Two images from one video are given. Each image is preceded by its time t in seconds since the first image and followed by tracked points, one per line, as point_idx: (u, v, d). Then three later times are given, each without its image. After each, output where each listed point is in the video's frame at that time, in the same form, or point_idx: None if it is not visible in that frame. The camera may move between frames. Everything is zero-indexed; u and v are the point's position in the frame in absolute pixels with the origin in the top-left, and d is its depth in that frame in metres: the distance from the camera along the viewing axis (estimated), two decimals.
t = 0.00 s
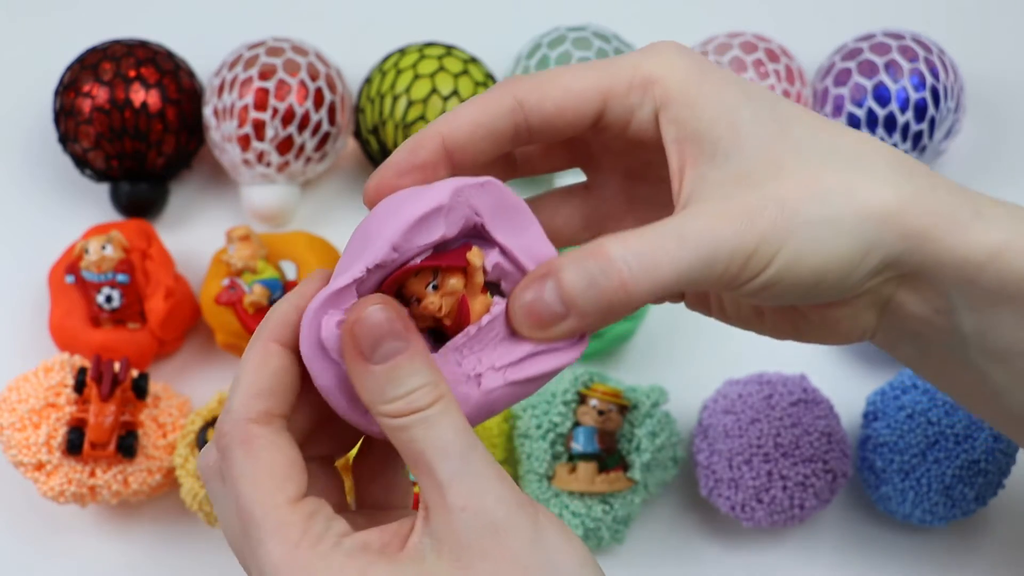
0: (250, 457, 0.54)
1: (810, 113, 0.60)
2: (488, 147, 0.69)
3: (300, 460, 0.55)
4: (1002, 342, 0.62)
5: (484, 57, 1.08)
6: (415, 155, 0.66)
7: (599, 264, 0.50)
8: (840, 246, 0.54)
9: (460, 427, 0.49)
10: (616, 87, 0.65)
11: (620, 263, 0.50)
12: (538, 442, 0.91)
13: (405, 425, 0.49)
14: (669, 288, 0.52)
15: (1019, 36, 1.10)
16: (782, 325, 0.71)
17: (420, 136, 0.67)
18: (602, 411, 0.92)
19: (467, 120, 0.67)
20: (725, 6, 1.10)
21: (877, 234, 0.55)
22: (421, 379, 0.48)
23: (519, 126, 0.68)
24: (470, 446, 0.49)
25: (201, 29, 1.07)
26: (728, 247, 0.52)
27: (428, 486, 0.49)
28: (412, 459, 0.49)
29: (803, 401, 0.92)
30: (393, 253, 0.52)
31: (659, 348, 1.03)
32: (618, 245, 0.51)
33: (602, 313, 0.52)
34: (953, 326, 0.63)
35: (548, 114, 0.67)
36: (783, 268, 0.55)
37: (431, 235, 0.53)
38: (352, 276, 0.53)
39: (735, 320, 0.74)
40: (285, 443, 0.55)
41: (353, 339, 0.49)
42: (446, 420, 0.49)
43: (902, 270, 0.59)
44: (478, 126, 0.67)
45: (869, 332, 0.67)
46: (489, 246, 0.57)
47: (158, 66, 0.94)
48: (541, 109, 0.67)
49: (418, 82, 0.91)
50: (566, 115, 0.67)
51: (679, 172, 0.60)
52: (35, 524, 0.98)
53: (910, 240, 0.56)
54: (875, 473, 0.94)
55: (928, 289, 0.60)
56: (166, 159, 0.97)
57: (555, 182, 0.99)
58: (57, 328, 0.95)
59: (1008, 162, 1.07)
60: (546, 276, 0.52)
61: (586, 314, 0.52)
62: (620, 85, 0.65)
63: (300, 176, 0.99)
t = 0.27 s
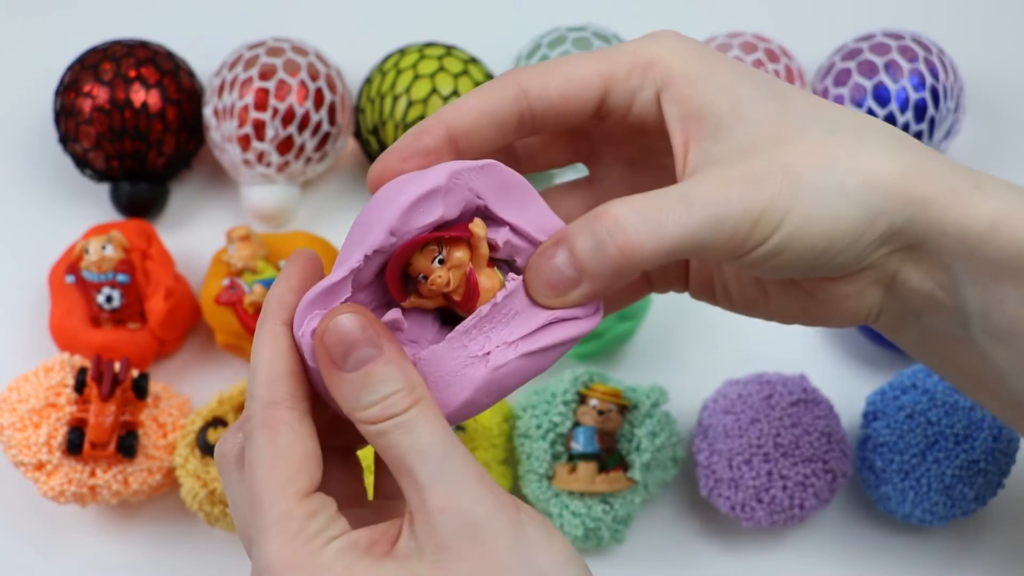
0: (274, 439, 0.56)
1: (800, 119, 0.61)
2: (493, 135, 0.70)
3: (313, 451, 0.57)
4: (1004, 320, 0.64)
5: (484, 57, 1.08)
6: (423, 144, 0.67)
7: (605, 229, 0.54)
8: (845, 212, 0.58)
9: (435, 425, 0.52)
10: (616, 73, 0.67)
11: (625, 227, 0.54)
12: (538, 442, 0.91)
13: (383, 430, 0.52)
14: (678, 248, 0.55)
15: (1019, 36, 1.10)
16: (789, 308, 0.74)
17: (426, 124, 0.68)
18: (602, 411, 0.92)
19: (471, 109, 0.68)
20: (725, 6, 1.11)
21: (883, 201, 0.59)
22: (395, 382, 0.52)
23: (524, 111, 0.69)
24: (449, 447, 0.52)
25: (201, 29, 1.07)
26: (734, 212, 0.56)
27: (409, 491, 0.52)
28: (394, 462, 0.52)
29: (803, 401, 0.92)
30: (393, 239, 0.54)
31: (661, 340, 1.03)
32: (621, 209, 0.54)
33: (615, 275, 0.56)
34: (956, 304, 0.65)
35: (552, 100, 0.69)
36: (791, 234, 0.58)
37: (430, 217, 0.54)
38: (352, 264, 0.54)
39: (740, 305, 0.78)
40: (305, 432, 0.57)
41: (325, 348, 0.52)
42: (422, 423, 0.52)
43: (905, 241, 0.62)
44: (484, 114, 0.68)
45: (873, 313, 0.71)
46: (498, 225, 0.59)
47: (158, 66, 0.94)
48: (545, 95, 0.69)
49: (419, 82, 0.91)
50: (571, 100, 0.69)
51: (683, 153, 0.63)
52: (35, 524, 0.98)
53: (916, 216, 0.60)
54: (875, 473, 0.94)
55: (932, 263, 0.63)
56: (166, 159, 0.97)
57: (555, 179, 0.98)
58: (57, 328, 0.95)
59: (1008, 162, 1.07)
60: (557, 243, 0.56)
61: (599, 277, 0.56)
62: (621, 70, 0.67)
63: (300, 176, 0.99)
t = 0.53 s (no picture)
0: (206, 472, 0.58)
1: (807, 110, 0.60)
2: (488, 127, 0.70)
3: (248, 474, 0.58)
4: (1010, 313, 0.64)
5: (484, 57, 1.08)
6: (418, 133, 0.68)
7: (626, 219, 0.52)
8: (858, 198, 0.57)
9: (458, 417, 0.49)
10: (612, 70, 0.67)
11: (651, 216, 0.52)
12: (538, 442, 0.91)
13: (403, 419, 0.48)
14: (700, 240, 0.53)
15: (1018, 36, 1.10)
16: (798, 304, 0.71)
17: (421, 115, 0.68)
18: (602, 411, 0.92)
19: (462, 98, 0.69)
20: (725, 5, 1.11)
21: (894, 191, 0.58)
22: (416, 370, 0.48)
23: (517, 104, 0.70)
24: (469, 439, 0.49)
25: (201, 29, 1.07)
26: (757, 202, 0.54)
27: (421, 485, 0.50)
28: (410, 452, 0.49)
29: (803, 401, 0.92)
30: (397, 228, 0.53)
31: (661, 337, 1.03)
32: (641, 200, 0.53)
33: (632, 271, 0.52)
34: (963, 296, 0.65)
35: (543, 90, 0.69)
36: (819, 224, 0.57)
37: (433, 209, 0.54)
38: (358, 251, 0.53)
39: (748, 304, 0.75)
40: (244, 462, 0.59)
41: (346, 329, 0.49)
42: (445, 415, 0.48)
43: (916, 228, 0.62)
44: (478, 106, 0.69)
45: (881, 304, 0.70)
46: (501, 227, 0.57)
47: (158, 66, 0.94)
48: (535, 85, 0.69)
49: (419, 82, 0.91)
50: (561, 93, 0.69)
51: (691, 147, 0.62)
52: (34, 524, 0.98)
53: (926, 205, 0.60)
54: (875, 473, 0.94)
55: (942, 255, 0.63)
56: (166, 159, 0.97)
57: (556, 185, 0.99)
58: (57, 328, 0.95)
59: (1008, 162, 1.07)
60: (569, 237, 0.52)
61: (617, 274, 0.52)
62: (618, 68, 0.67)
63: (300, 176, 0.99)
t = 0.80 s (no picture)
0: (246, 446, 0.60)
1: (799, 126, 0.61)
2: (490, 123, 0.70)
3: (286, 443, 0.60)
4: (995, 353, 0.64)
5: (484, 57, 1.08)
6: (421, 129, 0.68)
7: (586, 218, 0.53)
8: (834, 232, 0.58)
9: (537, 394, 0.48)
10: (617, 76, 0.67)
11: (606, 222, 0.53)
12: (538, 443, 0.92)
13: (483, 389, 0.48)
14: (649, 252, 0.54)
15: (1018, 36, 1.10)
16: (775, 331, 0.72)
17: (426, 109, 0.68)
18: (602, 411, 0.92)
19: (470, 94, 0.69)
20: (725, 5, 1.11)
21: (870, 226, 0.58)
22: (501, 342, 0.48)
23: (521, 104, 0.70)
24: (543, 421, 0.48)
25: (201, 29, 1.07)
26: (714, 219, 0.55)
27: (485, 457, 0.49)
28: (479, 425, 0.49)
29: (803, 401, 0.92)
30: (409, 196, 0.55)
31: (659, 340, 1.03)
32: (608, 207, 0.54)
33: (575, 270, 0.53)
34: (945, 333, 0.65)
35: (552, 90, 0.69)
36: (778, 247, 0.57)
37: (444, 187, 0.56)
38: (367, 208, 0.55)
39: (725, 323, 0.76)
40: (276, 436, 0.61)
41: (443, 287, 0.49)
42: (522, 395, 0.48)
43: (891, 270, 0.62)
44: (483, 103, 0.69)
45: (857, 339, 0.70)
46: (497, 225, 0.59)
47: (158, 66, 0.94)
48: (543, 84, 0.69)
49: (418, 82, 0.91)
50: (569, 95, 0.69)
51: (679, 157, 0.63)
52: (34, 523, 0.98)
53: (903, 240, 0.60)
54: (875, 473, 0.94)
55: (919, 293, 0.63)
56: (167, 159, 0.97)
57: (556, 183, 1.00)
58: (57, 328, 0.95)
59: (1008, 162, 1.07)
60: (527, 221, 0.53)
61: (562, 270, 0.53)
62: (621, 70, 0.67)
63: (300, 176, 0.99)
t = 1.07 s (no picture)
0: (270, 452, 0.61)
1: (783, 141, 0.61)
2: (484, 131, 0.71)
3: (309, 456, 0.61)
4: (981, 366, 0.66)
5: (484, 56, 1.08)
6: (414, 136, 0.68)
7: (569, 209, 0.54)
8: (818, 247, 0.58)
9: (511, 426, 0.50)
10: (611, 85, 0.68)
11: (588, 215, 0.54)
12: (538, 442, 0.92)
13: (458, 416, 0.50)
14: (624, 247, 0.55)
15: (1019, 36, 1.10)
16: (758, 339, 0.73)
17: (419, 117, 0.68)
18: (602, 411, 0.92)
19: (464, 104, 0.69)
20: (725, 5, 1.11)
21: (854, 240, 0.59)
22: (480, 372, 0.50)
23: (515, 112, 0.70)
24: (516, 446, 0.50)
25: (201, 29, 1.07)
26: (699, 224, 0.56)
27: (463, 481, 0.51)
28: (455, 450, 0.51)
29: (803, 401, 0.92)
30: (401, 190, 0.55)
31: (654, 343, 1.03)
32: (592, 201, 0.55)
33: (551, 259, 0.54)
34: (931, 347, 0.66)
35: (545, 101, 0.70)
36: (755, 258, 0.58)
37: (435, 181, 0.57)
38: (365, 205, 0.54)
39: (714, 331, 0.78)
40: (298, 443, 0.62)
41: (427, 321, 0.52)
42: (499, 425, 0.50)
43: (871, 284, 0.63)
44: (476, 110, 0.69)
45: (842, 350, 0.70)
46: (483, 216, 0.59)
47: (158, 66, 0.94)
48: (536, 95, 0.69)
49: (419, 82, 0.91)
50: (562, 103, 0.70)
51: (669, 165, 0.63)
52: (34, 523, 0.98)
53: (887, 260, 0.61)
54: (875, 473, 0.94)
55: (903, 309, 0.64)
56: (166, 159, 0.97)
57: (557, 184, 0.99)
58: (57, 328, 0.95)
59: (1008, 162, 1.07)
60: (512, 203, 0.54)
61: (538, 257, 0.54)
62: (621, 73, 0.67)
63: (300, 176, 0.99)
